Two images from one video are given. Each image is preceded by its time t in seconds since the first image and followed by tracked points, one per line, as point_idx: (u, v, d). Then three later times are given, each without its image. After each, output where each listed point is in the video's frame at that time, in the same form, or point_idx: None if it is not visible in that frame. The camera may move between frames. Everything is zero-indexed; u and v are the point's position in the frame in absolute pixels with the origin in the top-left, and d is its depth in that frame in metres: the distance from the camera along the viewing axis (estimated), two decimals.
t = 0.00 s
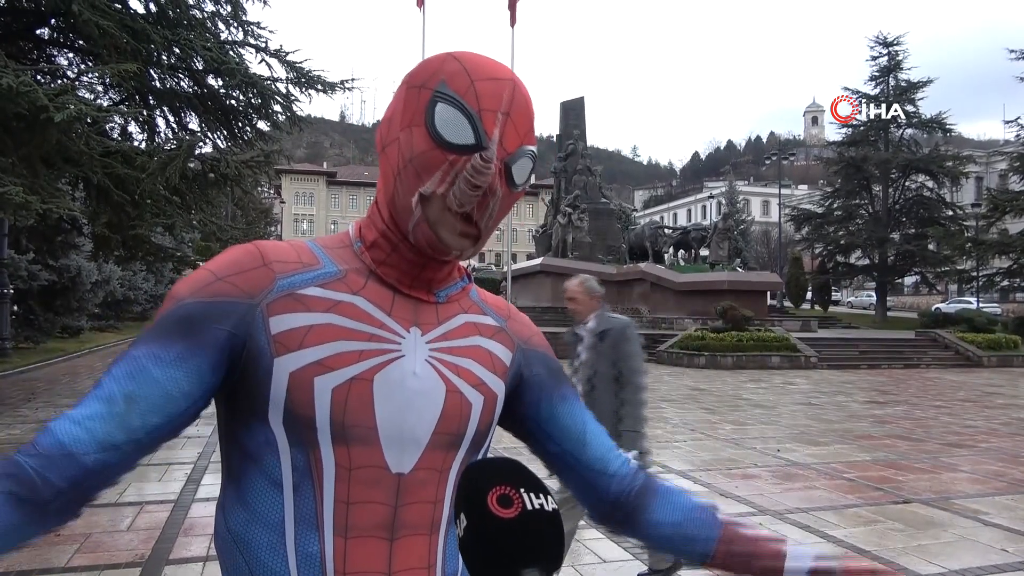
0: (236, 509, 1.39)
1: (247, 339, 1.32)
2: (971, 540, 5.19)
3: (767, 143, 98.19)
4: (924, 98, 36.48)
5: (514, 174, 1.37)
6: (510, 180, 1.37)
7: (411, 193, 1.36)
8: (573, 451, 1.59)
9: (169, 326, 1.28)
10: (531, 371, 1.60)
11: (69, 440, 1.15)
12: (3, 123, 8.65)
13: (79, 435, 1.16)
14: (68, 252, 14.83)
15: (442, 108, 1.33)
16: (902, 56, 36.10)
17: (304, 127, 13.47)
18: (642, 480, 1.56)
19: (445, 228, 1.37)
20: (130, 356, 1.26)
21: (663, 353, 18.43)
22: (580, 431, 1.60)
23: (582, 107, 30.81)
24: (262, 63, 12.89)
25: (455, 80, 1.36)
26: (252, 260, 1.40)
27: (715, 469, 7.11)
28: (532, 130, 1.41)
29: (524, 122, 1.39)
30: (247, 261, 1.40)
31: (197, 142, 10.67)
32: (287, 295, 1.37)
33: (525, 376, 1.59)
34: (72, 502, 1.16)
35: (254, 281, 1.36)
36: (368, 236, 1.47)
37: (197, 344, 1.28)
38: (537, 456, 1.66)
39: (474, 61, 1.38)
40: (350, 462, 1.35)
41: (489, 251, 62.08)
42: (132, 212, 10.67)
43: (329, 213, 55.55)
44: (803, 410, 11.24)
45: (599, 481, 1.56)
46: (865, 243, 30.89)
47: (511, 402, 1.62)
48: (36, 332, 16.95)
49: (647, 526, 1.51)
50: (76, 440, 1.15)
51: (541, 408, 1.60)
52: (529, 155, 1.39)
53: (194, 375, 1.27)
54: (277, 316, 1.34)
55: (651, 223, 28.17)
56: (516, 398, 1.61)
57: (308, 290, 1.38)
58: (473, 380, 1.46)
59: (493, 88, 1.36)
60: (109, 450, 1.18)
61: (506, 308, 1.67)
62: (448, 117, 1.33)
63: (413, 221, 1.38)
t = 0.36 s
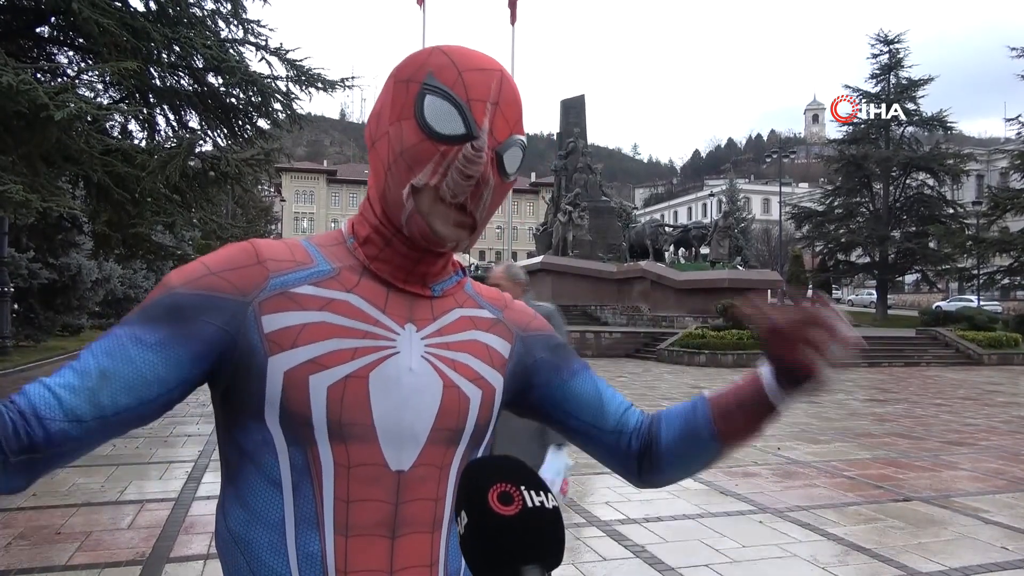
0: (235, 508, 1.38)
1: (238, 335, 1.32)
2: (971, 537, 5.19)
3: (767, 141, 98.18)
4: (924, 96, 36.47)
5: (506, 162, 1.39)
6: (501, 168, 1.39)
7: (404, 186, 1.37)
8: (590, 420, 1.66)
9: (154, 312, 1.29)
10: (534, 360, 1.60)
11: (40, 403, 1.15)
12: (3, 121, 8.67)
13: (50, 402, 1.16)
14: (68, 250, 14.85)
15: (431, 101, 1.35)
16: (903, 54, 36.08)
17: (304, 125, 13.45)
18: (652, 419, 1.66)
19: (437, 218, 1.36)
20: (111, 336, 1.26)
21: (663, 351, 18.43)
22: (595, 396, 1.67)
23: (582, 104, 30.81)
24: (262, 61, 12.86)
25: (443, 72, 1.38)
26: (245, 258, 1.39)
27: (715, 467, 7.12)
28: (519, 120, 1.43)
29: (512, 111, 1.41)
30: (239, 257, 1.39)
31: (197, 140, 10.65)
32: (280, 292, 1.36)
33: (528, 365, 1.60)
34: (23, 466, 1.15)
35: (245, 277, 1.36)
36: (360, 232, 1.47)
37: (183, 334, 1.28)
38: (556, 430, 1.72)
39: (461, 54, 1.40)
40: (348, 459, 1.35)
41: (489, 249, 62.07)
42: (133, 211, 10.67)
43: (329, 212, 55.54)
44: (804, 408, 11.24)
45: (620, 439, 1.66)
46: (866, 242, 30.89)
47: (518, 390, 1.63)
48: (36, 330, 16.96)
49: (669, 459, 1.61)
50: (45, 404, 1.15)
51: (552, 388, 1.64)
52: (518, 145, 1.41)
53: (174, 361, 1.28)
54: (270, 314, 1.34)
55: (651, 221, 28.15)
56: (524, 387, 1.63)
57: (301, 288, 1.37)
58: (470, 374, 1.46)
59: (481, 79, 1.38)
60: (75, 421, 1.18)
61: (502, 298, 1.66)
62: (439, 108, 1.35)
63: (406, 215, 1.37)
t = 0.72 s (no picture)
0: (233, 512, 1.39)
1: (234, 340, 1.33)
2: (970, 536, 5.20)
3: (766, 140, 98.25)
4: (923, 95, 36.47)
5: (505, 162, 1.39)
6: (500, 168, 1.39)
7: (402, 183, 1.37)
8: (581, 432, 1.60)
9: (151, 324, 1.29)
10: (529, 363, 1.61)
11: (44, 431, 1.15)
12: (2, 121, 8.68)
13: (55, 427, 1.16)
14: (67, 250, 14.84)
15: (431, 98, 1.35)
16: (902, 53, 36.09)
17: (303, 125, 13.45)
18: (651, 447, 1.58)
19: (435, 215, 1.37)
20: (110, 355, 1.26)
21: (663, 350, 18.44)
22: (587, 410, 1.62)
23: (581, 104, 30.81)
24: (261, 60, 12.84)
25: (443, 70, 1.38)
26: (239, 263, 1.40)
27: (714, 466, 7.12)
28: (518, 121, 1.43)
29: (512, 111, 1.41)
30: (233, 263, 1.40)
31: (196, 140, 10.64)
32: (273, 296, 1.37)
33: (522, 367, 1.60)
34: (42, 493, 1.16)
35: (240, 282, 1.37)
36: (356, 233, 1.48)
37: (180, 343, 1.29)
38: (546, 442, 1.68)
39: (460, 53, 1.40)
40: (344, 463, 1.35)
41: (489, 249, 62.07)
42: (132, 211, 10.68)
43: (329, 211, 55.52)
44: (803, 407, 11.25)
45: (612, 457, 1.58)
46: (865, 241, 30.89)
47: (512, 394, 1.63)
48: (36, 330, 16.96)
49: (663, 489, 1.53)
50: (52, 433, 1.16)
51: (543, 395, 1.61)
52: (518, 145, 1.40)
53: (174, 373, 1.28)
54: (264, 317, 1.34)
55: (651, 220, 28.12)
56: (516, 390, 1.62)
57: (295, 292, 1.38)
58: (465, 375, 1.46)
59: (481, 78, 1.39)
60: (82, 444, 1.18)
61: (498, 300, 1.67)
62: (439, 107, 1.35)
63: (404, 211, 1.38)
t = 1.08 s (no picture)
0: (234, 510, 1.39)
1: (236, 339, 1.32)
2: (969, 537, 5.19)
3: (766, 141, 98.30)
4: (923, 97, 36.47)
5: (513, 172, 1.38)
6: (508, 178, 1.39)
7: (409, 187, 1.37)
8: (585, 433, 1.61)
9: (153, 318, 1.29)
10: (532, 365, 1.61)
11: (40, 419, 1.15)
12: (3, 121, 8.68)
13: (51, 417, 1.16)
14: (67, 250, 14.83)
15: (444, 102, 1.34)
16: (902, 54, 36.10)
17: (303, 125, 13.45)
18: (652, 445, 1.60)
19: (440, 221, 1.37)
20: (110, 346, 1.26)
21: (663, 350, 18.43)
22: (590, 411, 1.63)
23: (581, 104, 30.80)
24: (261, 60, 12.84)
25: (457, 73, 1.36)
26: (242, 260, 1.40)
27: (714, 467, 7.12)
28: (531, 128, 1.42)
29: (525, 118, 1.40)
30: (236, 260, 1.39)
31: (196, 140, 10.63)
32: (276, 295, 1.36)
33: (525, 369, 1.60)
34: (30, 481, 1.16)
35: (243, 281, 1.36)
36: (360, 233, 1.48)
37: (180, 341, 1.28)
38: (547, 443, 1.68)
39: (474, 55, 1.39)
40: (346, 464, 1.34)
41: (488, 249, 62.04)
42: (132, 211, 10.68)
43: (329, 211, 55.49)
44: (803, 408, 11.26)
45: (616, 455, 1.59)
46: (865, 242, 30.89)
47: (514, 396, 1.62)
48: (35, 330, 16.96)
49: (664, 482, 1.56)
50: (46, 421, 1.16)
51: (546, 397, 1.61)
52: (528, 154, 1.40)
53: (173, 369, 1.28)
54: (267, 317, 1.34)
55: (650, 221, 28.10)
56: (518, 392, 1.62)
57: (299, 291, 1.38)
58: (468, 378, 1.46)
59: (495, 84, 1.37)
60: (76, 435, 1.18)
61: (502, 303, 1.67)
62: (450, 112, 1.34)
63: (409, 215, 1.38)
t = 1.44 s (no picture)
0: (238, 510, 1.39)
1: (241, 337, 1.32)
2: (971, 537, 5.19)
3: (767, 141, 98.27)
4: (924, 97, 36.43)
5: (518, 173, 1.38)
6: (513, 180, 1.38)
7: (413, 188, 1.36)
8: (594, 432, 1.61)
9: (157, 314, 1.29)
10: (537, 366, 1.60)
11: (40, 406, 1.16)
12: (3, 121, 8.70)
13: (50, 404, 1.17)
14: (68, 250, 14.83)
15: (448, 104, 1.34)
16: (903, 54, 36.08)
17: (304, 125, 13.45)
18: (663, 441, 1.62)
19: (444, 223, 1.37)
20: (113, 338, 1.26)
21: (663, 351, 18.44)
22: (597, 408, 1.64)
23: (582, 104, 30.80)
24: (261, 60, 12.85)
25: (462, 75, 1.36)
26: (247, 259, 1.40)
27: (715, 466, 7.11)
28: (536, 129, 1.42)
29: (530, 119, 1.40)
30: (241, 259, 1.39)
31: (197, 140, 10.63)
32: (281, 294, 1.36)
33: (530, 370, 1.60)
34: (26, 468, 1.16)
35: (249, 279, 1.36)
36: (366, 233, 1.48)
37: (184, 336, 1.28)
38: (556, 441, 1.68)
39: (479, 56, 1.39)
40: (350, 463, 1.34)
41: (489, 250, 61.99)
42: (132, 211, 10.70)
43: (329, 211, 55.49)
44: (804, 408, 11.26)
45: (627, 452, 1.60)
46: (866, 242, 30.87)
47: (519, 396, 1.62)
48: (36, 330, 16.96)
49: (677, 476, 1.57)
50: (44, 408, 1.16)
51: (553, 396, 1.61)
52: (533, 155, 1.40)
53: (177, 364, 1.28)
54: (272, 316, 1.34)
55: (651, 221, 28.06)
56: (525, 392, 1.62)
57: (303, 291, 1.37)
58: (472, 378, 1.46)
59: (500, 86, 1.37)
60: (74, 423, 1.18)
61: (507, 303, 1.66)
62: (455, 112, 1.33)
63: (414, 216, 1.38)
